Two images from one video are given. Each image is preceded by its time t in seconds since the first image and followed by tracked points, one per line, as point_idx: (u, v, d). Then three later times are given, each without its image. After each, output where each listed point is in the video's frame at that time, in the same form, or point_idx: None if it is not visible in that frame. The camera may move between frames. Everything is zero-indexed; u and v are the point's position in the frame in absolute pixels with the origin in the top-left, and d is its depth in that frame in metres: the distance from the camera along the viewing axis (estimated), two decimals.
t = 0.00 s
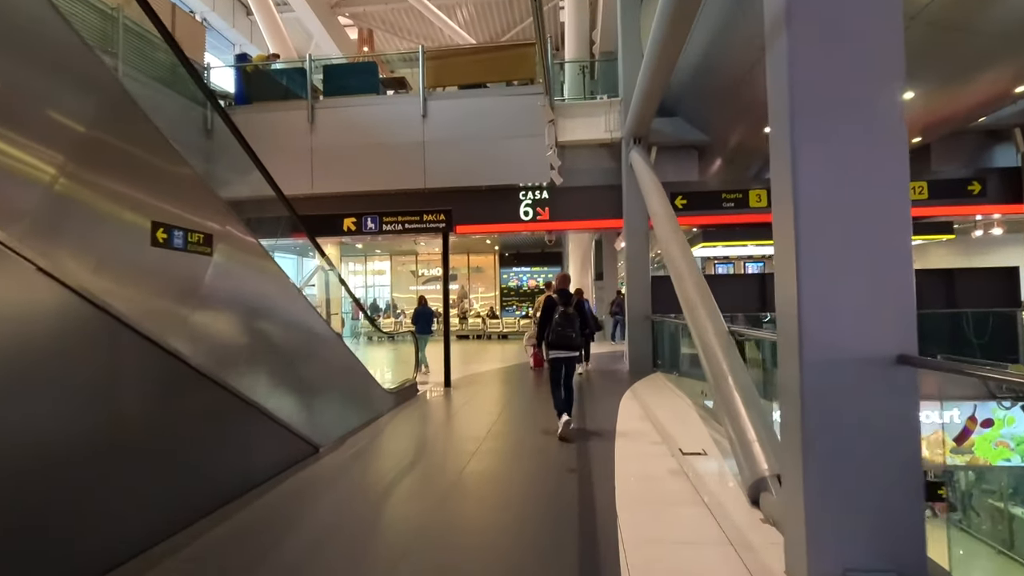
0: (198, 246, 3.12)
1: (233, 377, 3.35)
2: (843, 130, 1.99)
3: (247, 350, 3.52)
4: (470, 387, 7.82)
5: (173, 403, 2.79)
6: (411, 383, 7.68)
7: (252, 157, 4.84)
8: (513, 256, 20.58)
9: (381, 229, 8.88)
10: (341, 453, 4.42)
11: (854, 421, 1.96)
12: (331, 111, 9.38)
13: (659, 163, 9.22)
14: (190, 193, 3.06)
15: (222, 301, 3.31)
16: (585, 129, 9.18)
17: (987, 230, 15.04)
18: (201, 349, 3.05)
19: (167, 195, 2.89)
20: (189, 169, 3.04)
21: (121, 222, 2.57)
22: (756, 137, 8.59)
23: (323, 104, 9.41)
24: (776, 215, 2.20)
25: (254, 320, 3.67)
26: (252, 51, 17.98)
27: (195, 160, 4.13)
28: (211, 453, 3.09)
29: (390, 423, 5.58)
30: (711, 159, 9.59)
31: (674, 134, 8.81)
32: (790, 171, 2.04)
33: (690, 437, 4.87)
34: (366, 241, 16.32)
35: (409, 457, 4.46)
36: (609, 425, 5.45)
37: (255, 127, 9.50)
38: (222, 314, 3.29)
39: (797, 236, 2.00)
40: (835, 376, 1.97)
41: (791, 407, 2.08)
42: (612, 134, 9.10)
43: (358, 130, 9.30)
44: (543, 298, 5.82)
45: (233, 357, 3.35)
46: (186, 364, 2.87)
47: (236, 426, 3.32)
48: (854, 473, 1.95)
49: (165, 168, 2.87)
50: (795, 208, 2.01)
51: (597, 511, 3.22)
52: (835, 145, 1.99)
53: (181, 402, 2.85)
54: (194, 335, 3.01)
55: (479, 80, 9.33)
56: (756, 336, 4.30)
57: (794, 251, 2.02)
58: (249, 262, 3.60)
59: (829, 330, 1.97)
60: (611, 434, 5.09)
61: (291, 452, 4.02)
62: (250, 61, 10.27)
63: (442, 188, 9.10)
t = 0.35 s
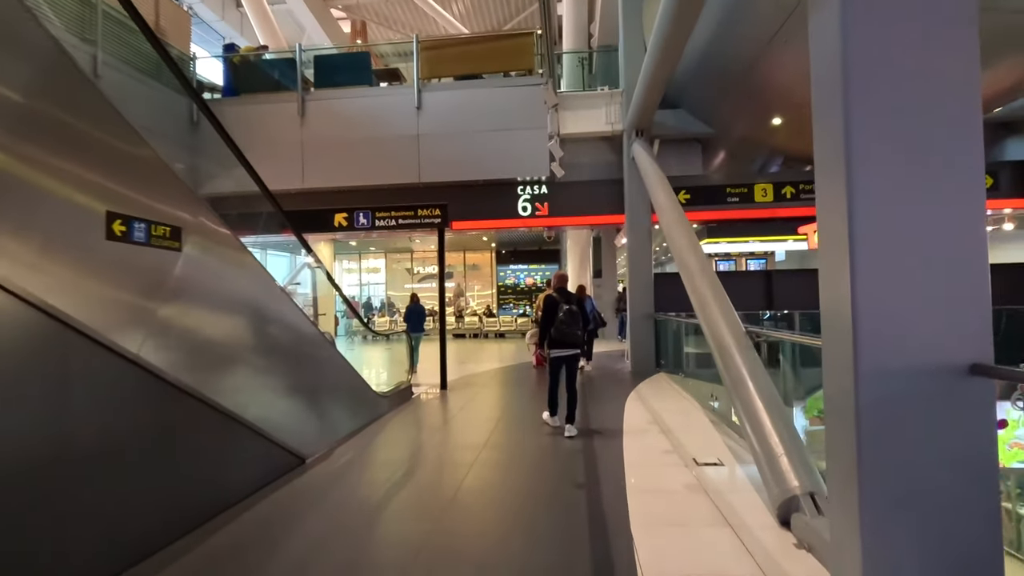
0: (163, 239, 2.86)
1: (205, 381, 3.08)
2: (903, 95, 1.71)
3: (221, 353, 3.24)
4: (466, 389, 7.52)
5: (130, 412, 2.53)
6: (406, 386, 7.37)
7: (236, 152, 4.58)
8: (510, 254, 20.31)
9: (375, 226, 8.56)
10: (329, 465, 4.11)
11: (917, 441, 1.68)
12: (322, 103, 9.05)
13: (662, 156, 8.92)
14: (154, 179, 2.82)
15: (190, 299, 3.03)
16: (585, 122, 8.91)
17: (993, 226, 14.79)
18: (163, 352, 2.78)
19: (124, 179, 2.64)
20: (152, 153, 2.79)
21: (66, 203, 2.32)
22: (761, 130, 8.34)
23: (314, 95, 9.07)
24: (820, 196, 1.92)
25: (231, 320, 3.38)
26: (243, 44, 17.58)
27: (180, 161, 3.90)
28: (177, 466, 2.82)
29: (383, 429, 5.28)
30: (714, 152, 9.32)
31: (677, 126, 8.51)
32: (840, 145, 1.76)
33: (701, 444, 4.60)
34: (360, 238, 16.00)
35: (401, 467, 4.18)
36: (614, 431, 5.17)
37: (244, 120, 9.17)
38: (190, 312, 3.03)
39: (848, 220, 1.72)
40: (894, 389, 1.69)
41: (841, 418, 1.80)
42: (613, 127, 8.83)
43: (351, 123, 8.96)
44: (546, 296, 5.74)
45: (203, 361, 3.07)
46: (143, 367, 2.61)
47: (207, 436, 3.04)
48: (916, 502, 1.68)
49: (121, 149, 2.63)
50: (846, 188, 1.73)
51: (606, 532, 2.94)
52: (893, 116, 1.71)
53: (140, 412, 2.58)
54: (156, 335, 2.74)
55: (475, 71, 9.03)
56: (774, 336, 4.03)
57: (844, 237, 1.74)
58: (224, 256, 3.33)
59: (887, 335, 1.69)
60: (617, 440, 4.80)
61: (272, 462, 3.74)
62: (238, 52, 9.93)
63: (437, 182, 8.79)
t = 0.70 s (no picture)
0: (119, 229, 2.56)
1: (169, 391, 2.78)
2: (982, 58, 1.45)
3: (191, 358, 2.95)
4: (463, 393, 7.22)
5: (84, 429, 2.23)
6: (400, 391, 7.07)
7: (218, 144, 4.29)
8: (506, 255, 20.05)
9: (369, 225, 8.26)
10: (313, 478, 3.82)
11: (1003, 467, 1.42)
12: (313, 98, 8.72)
13: (665, 153, 8.65)
14: (110, 160, 2.53)
15: (155, 299, 2.74)
16: (585, 118, 8.63)
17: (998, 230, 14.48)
18: (118, 357, 2.48)
19: (73, 159, 2.35)
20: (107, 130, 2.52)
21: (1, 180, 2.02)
22: (766, 127, 8.07)
23: (305, 89, 8.75)
24: (881, 176, 1.65)
25: (201, 322, 3.08)
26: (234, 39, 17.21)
27: (159, 151, 3.63)
28: (138, 486, 2.52)
29: (374, 438, 4.98)
30: (717, 150, 9.06)
31: (681, 122, 8.24)
32: (910, 112, 1.49)
33: (713, 455, 4.32)
34: (354, 238, 15.70)
35: (393, 480, 3.89)
36: (618, 439, 4.88)
37: (232, 115, 8.86)
38: (152, 312, 2.73)
39: (919, 203, 1.46)
40: (974, 406, 1.43)
41: (906, 438, 1.53)
42: (615, 124, 8.60)
43: (343, 118, 8.63)
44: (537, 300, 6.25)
45: (167, 367, 2.78)
46: (96, 376, 2.30)
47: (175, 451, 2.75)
48: (1002, 539, 1.41)
49: (72, 125, 2.34)
50: (916, 164, 1.47)
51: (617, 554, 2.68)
52: (971, 82, 1.45)
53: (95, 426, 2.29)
54: (111, 338, 2.44)
55: (472, 65, 8.73)
56: (793, 339, 3.75)
57: (914, 224, 1.48)
58: (193, 250, 3.06)
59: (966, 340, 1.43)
60: (623, 450, 4.51)
61: (251, 476, 3.45)
62: (228, 44, 9.63)
63: (433, 180, 8.50)
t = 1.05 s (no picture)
0: (65, 218, 2.27)
1: (124, 401, 2.46)
2: None
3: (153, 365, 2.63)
4: (461, 395, 6.92)
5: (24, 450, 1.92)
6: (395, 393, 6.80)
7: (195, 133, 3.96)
8: (506, 251, 19.73)
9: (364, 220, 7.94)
10: (299, 491, 3.53)
11: None
12: (307, 87, 8.40)
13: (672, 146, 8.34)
14: (50, 135, 2.24)
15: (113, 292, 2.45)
16: (589, 108, 8.31)
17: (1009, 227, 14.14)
18: (62, 361, 2.17)
19: (9, 131, 2.07)
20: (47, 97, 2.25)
21: None
22: (776, 119, 7.76)
23: (298, 79, 8.41)
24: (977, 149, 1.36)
25: (163, 322, 2.77)
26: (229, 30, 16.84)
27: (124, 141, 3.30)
28: (94, 507, 2.23)
29: (367, 446, 4.68)
30: (725, 143, 8.75)
31: (688, 113, 7.93)
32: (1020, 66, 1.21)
33: (729, 466, 4.05)
34: (350, 234, 15.37)
35: (386, 492, 3.58)
36: (626, 448, 4.60)
37: (222, 105, 8.52)
38: (106, 309, 2.41)
39: None
40: None
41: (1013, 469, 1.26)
42: (619, 115, 8.26)
43: (337, 109, 8.31)
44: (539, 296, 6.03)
45: (117, 375, 2.45)
46: (31, 385, 1.95)
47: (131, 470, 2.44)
48: None
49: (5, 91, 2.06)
50: None
51: None
52: None
53: (34, 449, 1.97)
54: (52, 341, 2.13)
55: (471, 54, 8.41)
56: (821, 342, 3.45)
57: None
58: (160, 240, 2.78)
59: None
60: (633, 459, 4.23)
61: (227, 492, 3.15)
62: (219, 32, 9.31)
63: (430, 173, 8.19)
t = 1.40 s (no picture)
0: None
1: (68, 415, 2.16)
2: None
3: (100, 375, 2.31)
4: (457, 400, 6.62)
5: None
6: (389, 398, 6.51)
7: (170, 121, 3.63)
8: (503, 251, 19.43)
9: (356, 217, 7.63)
10: (279, 509, 3.24)
11: None
12: (297, 79, 8.06)
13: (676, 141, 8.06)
14: None
15: (54, 284, 2.15)
16: (591, 102, 8.02)
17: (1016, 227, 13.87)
18: None
19: None
20: None
21: None
22: (784, 114, 7.50)
23: (287, 70, 8.07)
24: None
25: (122, 321, 2.45)
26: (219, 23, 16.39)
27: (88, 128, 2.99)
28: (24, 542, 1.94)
29: (357, 457, 4.38)
30: (730, 139, 8.49)
31: (693, 107, 7.65)
32: None
33: (749, 482, 3.73)
34: (344, 233, 15.01)
35: (375, 513, 3.27)
36: (633, 459, 4.31)
37: (207, 97, 8.16)
38: (42, 311, 2.09)
39: None
40: None
41: None
42: (622, 109, 7.97)
43: (329, 102, 7.99)
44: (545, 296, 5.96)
45: (59, 390, 2.13)
46: None
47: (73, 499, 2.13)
48: None
49: None
50: None
51: None
52: None
53: None
54: None
55: (467, 46, 8.13)
56: (850, 346, 3.17)
57: None
58: (111, 224, 2.45)
59: None
60: (643, 473, 3.93)
61: (197, 515, 2.83)
62: (206, 22, 8.98)
63: (425, 168, 7.90)
